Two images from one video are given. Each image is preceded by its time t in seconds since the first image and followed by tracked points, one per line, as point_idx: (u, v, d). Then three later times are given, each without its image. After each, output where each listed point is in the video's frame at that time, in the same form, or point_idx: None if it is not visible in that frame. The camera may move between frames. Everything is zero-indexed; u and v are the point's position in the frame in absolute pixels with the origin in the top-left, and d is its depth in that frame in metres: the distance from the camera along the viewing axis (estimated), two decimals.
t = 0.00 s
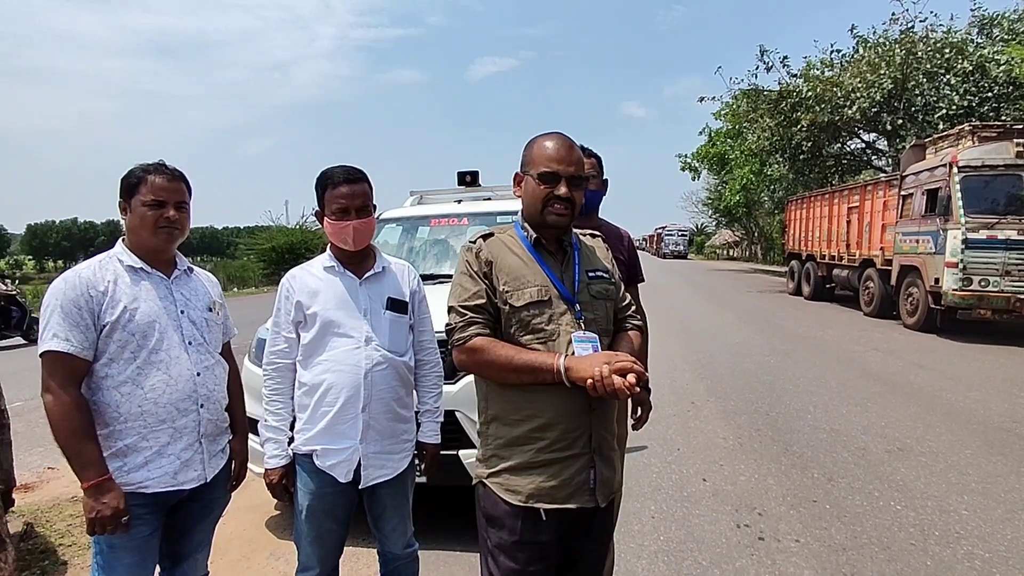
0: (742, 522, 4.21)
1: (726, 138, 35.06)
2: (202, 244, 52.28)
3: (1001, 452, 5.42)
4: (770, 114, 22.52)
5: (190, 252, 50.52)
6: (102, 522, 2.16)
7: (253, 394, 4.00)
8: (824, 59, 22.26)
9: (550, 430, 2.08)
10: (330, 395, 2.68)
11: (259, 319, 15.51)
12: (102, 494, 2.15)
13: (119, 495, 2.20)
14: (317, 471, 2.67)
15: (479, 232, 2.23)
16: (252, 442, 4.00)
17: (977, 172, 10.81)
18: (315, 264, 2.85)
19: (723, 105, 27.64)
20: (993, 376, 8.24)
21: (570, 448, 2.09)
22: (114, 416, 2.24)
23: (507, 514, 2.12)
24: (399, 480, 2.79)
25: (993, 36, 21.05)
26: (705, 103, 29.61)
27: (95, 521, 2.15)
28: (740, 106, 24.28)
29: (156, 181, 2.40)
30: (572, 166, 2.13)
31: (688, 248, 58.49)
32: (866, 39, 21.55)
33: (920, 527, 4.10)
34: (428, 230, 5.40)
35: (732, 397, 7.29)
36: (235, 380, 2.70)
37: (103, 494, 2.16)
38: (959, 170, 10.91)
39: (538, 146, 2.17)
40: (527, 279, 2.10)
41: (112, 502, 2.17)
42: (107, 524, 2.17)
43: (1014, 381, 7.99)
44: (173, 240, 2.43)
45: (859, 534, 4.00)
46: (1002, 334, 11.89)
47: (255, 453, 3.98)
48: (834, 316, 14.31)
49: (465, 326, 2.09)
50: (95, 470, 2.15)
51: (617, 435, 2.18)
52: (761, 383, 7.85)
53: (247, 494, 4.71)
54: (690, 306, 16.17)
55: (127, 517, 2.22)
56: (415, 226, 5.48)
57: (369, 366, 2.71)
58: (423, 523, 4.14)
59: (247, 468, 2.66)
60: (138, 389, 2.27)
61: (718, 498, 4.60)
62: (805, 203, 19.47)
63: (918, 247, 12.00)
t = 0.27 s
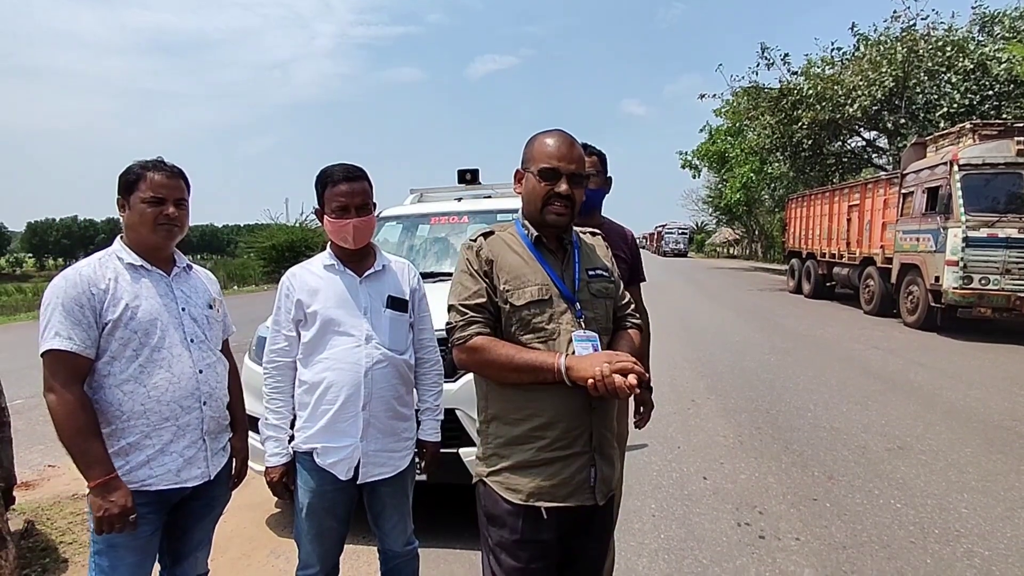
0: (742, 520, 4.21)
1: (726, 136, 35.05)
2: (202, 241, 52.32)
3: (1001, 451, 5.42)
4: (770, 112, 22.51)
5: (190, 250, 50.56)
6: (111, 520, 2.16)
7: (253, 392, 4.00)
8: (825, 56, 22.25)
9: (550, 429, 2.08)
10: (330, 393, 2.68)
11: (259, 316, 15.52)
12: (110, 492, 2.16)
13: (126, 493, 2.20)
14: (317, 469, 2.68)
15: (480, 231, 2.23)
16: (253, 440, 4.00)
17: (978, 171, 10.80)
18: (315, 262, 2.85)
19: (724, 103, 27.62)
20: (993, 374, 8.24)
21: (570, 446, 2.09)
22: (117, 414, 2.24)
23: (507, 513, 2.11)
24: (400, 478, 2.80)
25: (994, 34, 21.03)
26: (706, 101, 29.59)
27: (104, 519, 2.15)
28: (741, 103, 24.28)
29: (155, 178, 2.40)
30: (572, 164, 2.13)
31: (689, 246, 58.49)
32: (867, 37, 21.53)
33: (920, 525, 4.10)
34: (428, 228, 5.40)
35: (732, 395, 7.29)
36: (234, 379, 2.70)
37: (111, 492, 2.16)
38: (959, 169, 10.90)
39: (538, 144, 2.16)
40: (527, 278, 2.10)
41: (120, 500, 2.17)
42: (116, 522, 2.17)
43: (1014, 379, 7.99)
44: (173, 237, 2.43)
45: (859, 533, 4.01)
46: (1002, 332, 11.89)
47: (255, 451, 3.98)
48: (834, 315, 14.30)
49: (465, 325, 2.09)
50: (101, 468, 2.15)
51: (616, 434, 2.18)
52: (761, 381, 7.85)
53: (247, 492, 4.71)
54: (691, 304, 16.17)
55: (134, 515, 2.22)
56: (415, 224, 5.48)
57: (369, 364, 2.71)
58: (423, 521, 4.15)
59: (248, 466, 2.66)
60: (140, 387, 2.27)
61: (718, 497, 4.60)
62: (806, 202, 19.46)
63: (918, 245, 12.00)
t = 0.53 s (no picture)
0: (742, 518, 4.21)
1: (727, 133, 35.03)
2: (203, 239, 52.31)
3: (1001, 449, 5.42)
4: (771, 109, 22.51)
5: (190, 247, 50.55)
6: (107, 520, 2.16)
7: (253, 390, 4.00)
8: (826, 54, 22.24)
9: (547, 426, 2.08)
10: (329, 391, 2.68)
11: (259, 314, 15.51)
12: (106, 491, 2.16)
13: (124, 492, 2.20)
14: (316, 467, 2.67)
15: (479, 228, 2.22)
16: (253, 438, 4.00)
17: (978, 169, 10.79)
18: (314, 260, 2.85)
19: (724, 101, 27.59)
20: (993, 372, 8.24)
21: (567, 444, 2.09)
22: (113, 413, 2.24)
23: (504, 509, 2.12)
24: (399, 476, 2.80)
25: (994, 32, 21.02)
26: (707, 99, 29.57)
27: (101, 518, 2.15)
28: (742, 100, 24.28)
29: (153, 175, 2.39)
30: (571, 161, 2.13)
31: (689, 244, 58.49)
32: (868, 35, 21.51)
33: (920, 523, 4.10)
34: (428, 226, 5.39)
35: (732, 393, 7.29)
36: (233, 377, 2.70)
37: (108, 491, 2.16)
38: (960, 167, 10.88)
39: (537, 142, 2.16)
40: (526, 276, 2.10)
41: (118, 499, 2.17)
42: (114, 522, 2.17)
43: (1014, 377, 7.98)
44: (170, 235, 2.42)
45: (858, 530, 4.01)
46: (1002, 330, 11.89)
47: (255, 448, 3.99)
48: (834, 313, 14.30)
49: (463, 323, 2.09)
50: (98, 468, 2.15)
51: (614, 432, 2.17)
52: (761, 379, 7.85)
53: (247, 489, 4.71)
54: (691, 302, 16.17)
55: (132, 514, 2.22)
56: (415, 222, 5.47)
57: (368, 362, 2.71)
58: (422, 519, 4.15)
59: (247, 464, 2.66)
60: (137, 386, 2.27)
61: (718, 494, 4.60)
62: (806, 199, 19.45)
63: (918, 243, 12.00)
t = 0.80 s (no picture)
0: (742, 517, 4.22)
1: (727, 132, 35.03)
2: (203, 237, 52.32)
3: (1001, 447, 5.42)
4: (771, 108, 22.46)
5: (190, 246, 50.55)
6: (98, 522, 2.16)
7: (254, 388, 4.00)
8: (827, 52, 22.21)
9: (544, 424, 2.08)
10: (330, 389, 2.68)
11: (260, 312, 15.51)
12: (99, 493, 2.16)
13: (116, 494, 2.20)
14: (317, 465, 2.68)
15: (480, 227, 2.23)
16: (253, 436, 4.01)
17: (979, 167, 10.79)
18: (315, 258, 2.85)
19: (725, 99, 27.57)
20: (993, 371, 8.24)
21: (564, 442, 2.09)
22: (112, 413, 2.25)
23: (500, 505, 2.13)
24: (399, 474, 2.80)
25: (996, 30, 21.01)
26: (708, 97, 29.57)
27: (91, 520, 2.15)
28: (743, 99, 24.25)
29: (151, 173, 2.39)
30: (570, 160, 2.13)
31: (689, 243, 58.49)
32: (870, 33, 21.51)
33: (921, 521, 4.11)
34: (428, 224, 5.39)
35: (733, 391, 7.29)
36: (232, 375, 2.70)
37: (100, 493, 2.16)
38: (961, 165, 10.88)
39: (538, 141, 2.17)
40: (525, 275, 2.10)
41: (109, 501, 2.18)
42: (104, 524, 2.18)
43: (1014, 375, 7.99)
44: (170, 234, 2.43)
45: (859, 529, 4.01)
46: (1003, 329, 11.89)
47: (256, 446, 3.99)
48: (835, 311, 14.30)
49: (462, 321, 2.09)
50: (93, 469, 2.15)
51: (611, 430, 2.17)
52: (761, 378, 7.85)
53: (248, 487, 4.72)
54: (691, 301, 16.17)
55: (123, 517, 2.23)
56: (415, 220, 5.48)
57: (369, 360, 2.71)
58: (422, 517, 4.16)
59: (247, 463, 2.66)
60: (135, 386, 2.28)
61: (718, 493, 4.60)
62: (807, 198, 19.44)
63: (919, 242, 12.00)
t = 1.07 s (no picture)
0: (743, 515, 4.22)
1: (729, 131, 35.00)
2: (204, 235, 52.32)
3: (1001, 446, 5.42)
4: (773, 106, 22.45)
5: (191, 244, 50.55)
6: (101, 521, 2.17)
7: (254, 386, 4.01)
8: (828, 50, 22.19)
9: (543, 422, 2.08)
10: (330, 388, 2.69)
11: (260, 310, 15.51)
12: (101, 492, 2.17)
13: (118, 493, 2.21)
14: (317, 464, 2.68)
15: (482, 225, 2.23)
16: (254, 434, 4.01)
17: (981, 166, 10.78)
18: (316, 257, 2.85)
19: (726, 97, 27.54)
20: (993, 370, 8.23)
21: (562, 440, 2.09)
22: (111, 412, 2.25)
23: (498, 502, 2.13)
24: (399, 473, 2.80)
25: (997, 28, 20.97)
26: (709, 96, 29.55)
27: (94, 519, 2.16)
28: (744, 97, 24.23)
29: (149, 171, 2.39)
30: (570, 159, 2.13)
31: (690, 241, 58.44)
32: (871, 31, 21.48)
33: (921, 520, 4.11)
34: (429, 222, 5.39)
35: (733, 390, 7.29)
36: (233, 374, 2.71)
37: (102, 492, 2.17)
38: (963, 164, 10.88)
39: (537, 140, 2.17)
40: (525, 274, 2.10)
41: (111, 500, 2.18)
42: (107, 523, 2.18)
43: (1015, 374, 7.98)
44: (167, 232, 2.43)
45: (859, 527, 4.02)
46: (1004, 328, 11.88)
47: (256, 444, 4.00)
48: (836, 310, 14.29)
49: (463, 320, 2.09)
50: (93, 468, 2.16)
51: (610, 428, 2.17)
52: (761, 376, 7.85)
53: (248, 486, 4.72)
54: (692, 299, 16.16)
55: (126, 516, 2.23)
56: (416, 219, 5.48)
57: (369, 359, 2.71)
58: (423, 515, 4.16)
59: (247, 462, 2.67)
60: (134, 385, 2.28)
61: (718, 491, 4.60)
62: (808, 196, 19.42)
63: (920, 240, 11.99)
